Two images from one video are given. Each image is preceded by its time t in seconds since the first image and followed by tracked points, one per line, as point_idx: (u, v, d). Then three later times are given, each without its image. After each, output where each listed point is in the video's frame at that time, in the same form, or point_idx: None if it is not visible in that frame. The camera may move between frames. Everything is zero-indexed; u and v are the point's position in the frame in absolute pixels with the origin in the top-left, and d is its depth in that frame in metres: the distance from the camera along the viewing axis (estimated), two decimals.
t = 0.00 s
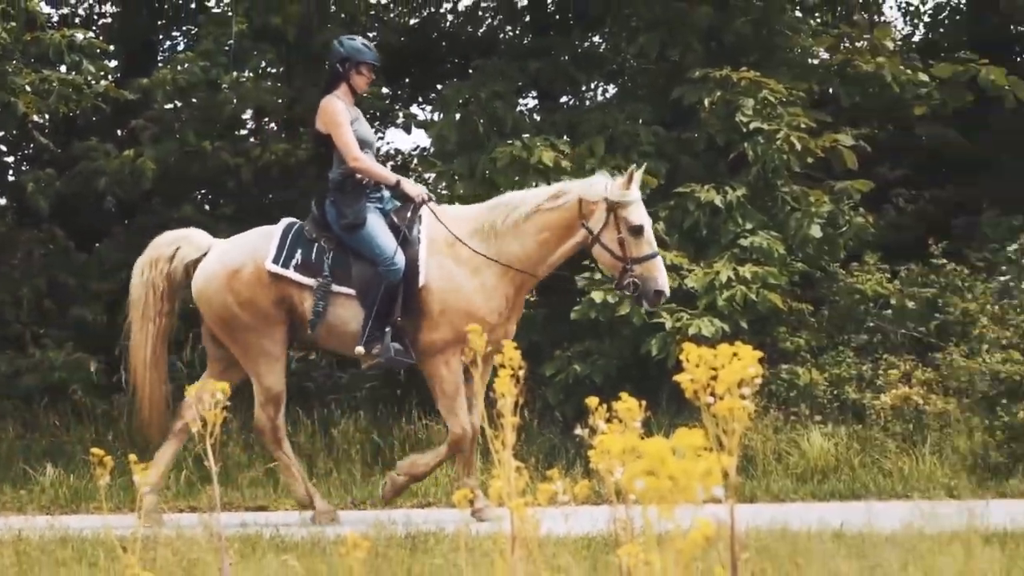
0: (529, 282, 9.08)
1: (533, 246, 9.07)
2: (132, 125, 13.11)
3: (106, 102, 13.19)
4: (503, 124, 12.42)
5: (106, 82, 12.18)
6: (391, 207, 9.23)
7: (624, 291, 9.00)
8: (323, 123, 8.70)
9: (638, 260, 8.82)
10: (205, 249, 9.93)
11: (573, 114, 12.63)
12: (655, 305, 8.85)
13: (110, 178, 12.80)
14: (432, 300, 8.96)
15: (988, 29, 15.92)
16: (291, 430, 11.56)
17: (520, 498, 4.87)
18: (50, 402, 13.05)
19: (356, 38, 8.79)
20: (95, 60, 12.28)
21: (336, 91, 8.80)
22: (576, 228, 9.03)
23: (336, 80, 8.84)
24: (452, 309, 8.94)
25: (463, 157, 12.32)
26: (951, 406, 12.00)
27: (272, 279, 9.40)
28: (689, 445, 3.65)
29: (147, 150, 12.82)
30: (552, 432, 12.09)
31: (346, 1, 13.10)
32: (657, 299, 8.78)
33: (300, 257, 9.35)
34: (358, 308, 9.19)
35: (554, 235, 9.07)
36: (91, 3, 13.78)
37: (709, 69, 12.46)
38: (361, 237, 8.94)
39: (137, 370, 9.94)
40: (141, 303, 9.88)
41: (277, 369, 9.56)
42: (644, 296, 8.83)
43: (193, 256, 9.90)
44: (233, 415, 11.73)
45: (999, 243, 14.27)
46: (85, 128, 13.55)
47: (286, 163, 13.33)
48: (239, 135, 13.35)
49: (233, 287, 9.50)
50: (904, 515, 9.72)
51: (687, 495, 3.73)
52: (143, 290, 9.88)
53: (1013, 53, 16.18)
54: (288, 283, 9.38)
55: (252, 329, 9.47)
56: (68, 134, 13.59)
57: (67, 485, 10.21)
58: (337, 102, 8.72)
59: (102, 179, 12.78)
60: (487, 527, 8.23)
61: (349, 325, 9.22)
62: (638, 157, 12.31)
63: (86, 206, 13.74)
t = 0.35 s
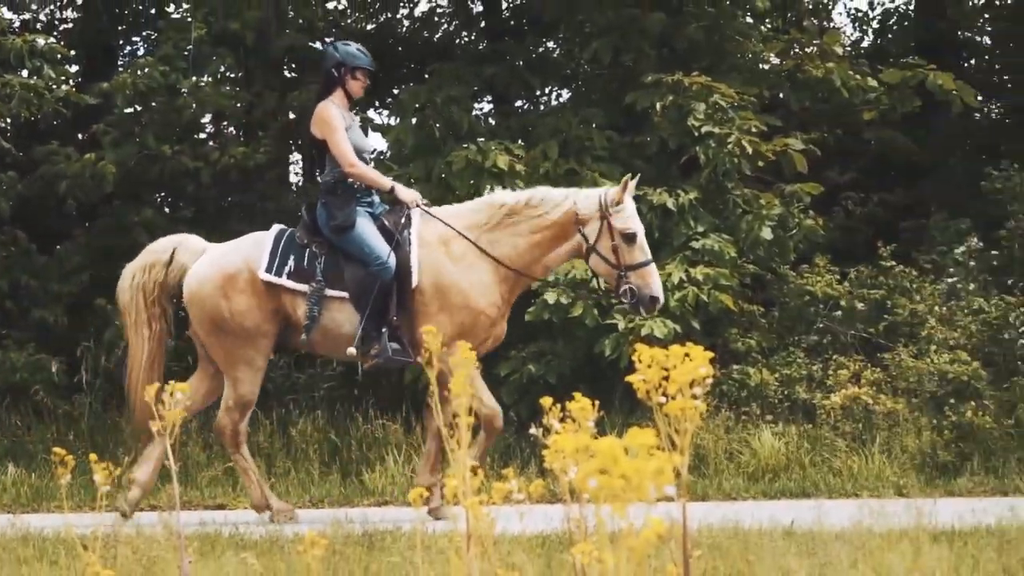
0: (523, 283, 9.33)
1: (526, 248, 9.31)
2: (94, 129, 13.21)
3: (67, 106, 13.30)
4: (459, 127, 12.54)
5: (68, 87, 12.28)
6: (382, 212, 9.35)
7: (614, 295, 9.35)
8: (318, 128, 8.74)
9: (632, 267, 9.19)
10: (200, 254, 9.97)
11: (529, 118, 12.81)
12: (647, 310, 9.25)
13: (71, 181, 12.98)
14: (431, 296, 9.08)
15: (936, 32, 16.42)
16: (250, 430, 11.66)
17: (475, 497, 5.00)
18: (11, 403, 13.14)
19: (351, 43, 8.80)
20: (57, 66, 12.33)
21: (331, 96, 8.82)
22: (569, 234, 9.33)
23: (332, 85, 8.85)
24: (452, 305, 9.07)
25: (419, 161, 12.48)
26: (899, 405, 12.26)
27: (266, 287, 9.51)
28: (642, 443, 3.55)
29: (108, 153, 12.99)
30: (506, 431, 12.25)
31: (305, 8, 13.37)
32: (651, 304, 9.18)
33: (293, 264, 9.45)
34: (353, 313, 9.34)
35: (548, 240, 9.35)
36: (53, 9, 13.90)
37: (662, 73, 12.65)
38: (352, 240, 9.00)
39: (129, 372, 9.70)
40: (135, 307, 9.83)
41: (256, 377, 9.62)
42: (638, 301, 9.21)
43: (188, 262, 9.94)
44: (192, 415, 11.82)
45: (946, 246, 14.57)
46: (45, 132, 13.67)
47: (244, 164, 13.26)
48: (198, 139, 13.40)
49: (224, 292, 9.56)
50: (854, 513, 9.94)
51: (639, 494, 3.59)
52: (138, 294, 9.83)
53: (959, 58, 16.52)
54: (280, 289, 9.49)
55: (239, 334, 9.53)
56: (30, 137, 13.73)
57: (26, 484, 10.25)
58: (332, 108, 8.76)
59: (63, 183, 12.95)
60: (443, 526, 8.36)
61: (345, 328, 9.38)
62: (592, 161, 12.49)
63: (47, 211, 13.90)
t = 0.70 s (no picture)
0: (520, 278, 9.50)
1: (520, 243, 9.45)
2: (59, 133, 13.28)
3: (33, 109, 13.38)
4: (420, 131, 12.72)
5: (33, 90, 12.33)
6: (379, 216, 9.45)
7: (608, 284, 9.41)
8: (315, 133, 8.81)
9: (622, 254, 9.26)
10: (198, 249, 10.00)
11: (490, 121, 12.99)
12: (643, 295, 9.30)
13: (37, 185, 13.04)
14: (432, 294, 9.25)
15: (889, 38, 16.67)
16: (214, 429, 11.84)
17: (437, 495, 5.00)
18: None
19: (348, 50, 8.94)
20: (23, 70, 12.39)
21: (328, 102, 8.90)
22: (560, 227, 9.47)
23: (328, 90, 8.92)
24: (453, 302, 9.24)
25: (379, 164, 12.64)
26: (853, 404, 12.50)
27: (262, 289, 9.52)
28: (599, 442, 3.58)
29: (74, 156, 13.00)
30: (466, 429, 12.40)
31: (268, 13, 13.55)
32: (645, 288, 9.24)
33: (290, 264, 9.44)
34: (351, 313, 9.34)
35: (541, 234, 9.48)
36: (19, 13, 14.04)
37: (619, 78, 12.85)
38: (349, 244, 9.10)
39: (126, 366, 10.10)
40: (132, 301, 10.01)
41: (242, 375, 9.65)
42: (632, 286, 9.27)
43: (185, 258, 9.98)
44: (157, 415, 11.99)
45: (899, 248, 14.85)
46: (11, 135, 13.76)
47: (207, 168, 13.35)
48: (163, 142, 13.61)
49: (218, 290, 9.57)
50: (808, 511, 10.13)
51: (597, 493, 3.63)
52: (135, 290, 9.99)
53: (911, 63, 16.85)
54: (277, 289, 9.48)
55: (229, 331, 9.55)
56: None
57: None
58: (329, 113, 8.85)
59: (28, 186, 13.02)
60: (404, 523, 8.49)
61: (341, 329, 9.39)
62: (550, 164, 12.68)
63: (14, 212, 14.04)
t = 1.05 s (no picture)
0: (517, 273, 9.48)
1: (514, 239, 9.45)
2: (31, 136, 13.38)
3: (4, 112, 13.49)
4: (388, 134, 12.99)
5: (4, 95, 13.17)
6: (380, 216, 9.58)
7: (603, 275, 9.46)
8: (313, 136, 8.93)
9: (611, 244, 9.32)
10: (198, 245, 10.03)
11: (457, 124, 13.16)
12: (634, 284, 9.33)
13: (8, 188, 13.19)
14: (430, 293, 9.27)
15: (849, 42, 16.91)
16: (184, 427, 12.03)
17: (405, 493, 5.03)
18: None
19: (345, 53, 9.00)
20: None
21: (323, 104, 9.00)
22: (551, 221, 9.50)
23: (324, 92, 9.01)
24: (450, 300, 9.24)
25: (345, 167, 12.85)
26: (814, 403, 12.73)
27: (262, 284, 9.57)
28: (564, 440, 3.38)
29: (46, 159, 13.22)
30: (432, 429, 12.53)
31: (237, 18, 13.96)
32: (636, 278, 9.27)
33: (290, 261, 9.52)
34: (349, 310, 9.42)
35: (536, 230, 9.50)
36: None
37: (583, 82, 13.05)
38: (352, 241, 9.24)
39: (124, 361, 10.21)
40: (133, 298, 10.08)
41: (236, 371, 9.66)
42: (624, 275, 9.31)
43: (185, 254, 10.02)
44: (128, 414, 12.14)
45: (859, 249, 15.09)
46: None
47: (178, 170, 13.61)
48: (134, 145, 13.74)
49: (218, 286, 9.64)
50: (769, 507, 10.35)
51: (562, 491, 3.41)
52: (136, 286, 10.06)
53: (871, 67, 17.06)
54: (277, 285, 9.56)
55: (226, 327, 9.60)
56: None
57: None
58: (325, 117, 8.95)
59: None
60: (369, 520, 8.62)
61: (339, 327, 9.47)
62: (516, 167, 12.84)
63: None
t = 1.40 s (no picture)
0: (516, 276, 9.78)
1: (515, 241, 9.78)
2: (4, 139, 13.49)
3: None
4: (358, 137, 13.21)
5: None
6: (382, 214, 9.76)
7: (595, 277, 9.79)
8: (310, 137, 9.11)
9: (606, 246, 9.66)
10: (200, 244, 10.09)
11: (425, 126, 13.34)
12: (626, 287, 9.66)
13: None
14: (433, 292, 9.53)
15: (813, 47, 17.17)
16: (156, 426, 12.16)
17: (374, 490, 5.06)
18: None
19: (343, 54, 9.16)
20: None
21: (321, 105, 9.19)
22: (549, 224, 9.84)
23: (321, 93, 9.22)
24: (452, 301, 9.52)
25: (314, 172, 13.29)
26: (777, 402, 12.91)
27: (264, 284, 9.75)
28: (530, 438, 3.42)
29: (20, 161, 13.31)
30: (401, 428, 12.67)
31: (208, 23, 14.11)
32: (629, 280, 9.60)
33: (295, 258, 9.70)
34: (350, 308, 9.60)
35: (534, 232, 9.84)
36: None
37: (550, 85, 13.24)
38: (357, 237, 9.41)
39: (123, 361, 10.17)
40: (134, 296, 10.13)
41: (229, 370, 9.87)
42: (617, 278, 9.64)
43: (186, 253, 10.08)
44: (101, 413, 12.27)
45: (820, 250, 15.31)
46: None
47: (150, 173, 13.66)
48: (108, 148, 13.80)
49: (220, 285, 9.80)
50: (732, 505, 10.52)
51: (527, 490, 3.44)
52: (137, 284, 10.11)
53: (833, 72, 17.27)
54: (281, 283, 9.73)
55: (226, 327, 9.77)
56: None
57: None
58: (322, 118, 9.15)
59: None
60: (340, 517, 8.76)
61: (341, 324, 9.63)
62: (484, 169, 12.99)
63: None
